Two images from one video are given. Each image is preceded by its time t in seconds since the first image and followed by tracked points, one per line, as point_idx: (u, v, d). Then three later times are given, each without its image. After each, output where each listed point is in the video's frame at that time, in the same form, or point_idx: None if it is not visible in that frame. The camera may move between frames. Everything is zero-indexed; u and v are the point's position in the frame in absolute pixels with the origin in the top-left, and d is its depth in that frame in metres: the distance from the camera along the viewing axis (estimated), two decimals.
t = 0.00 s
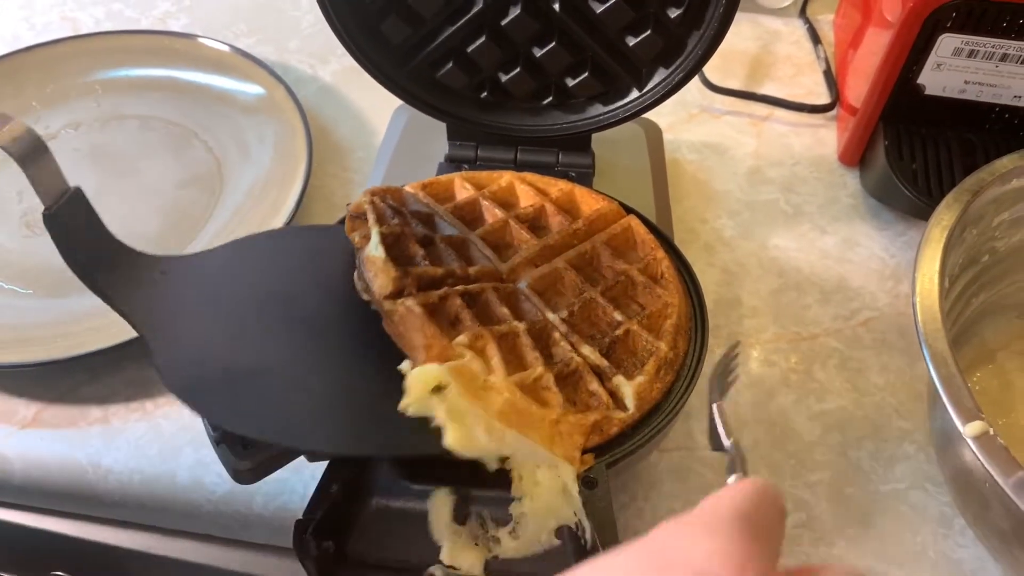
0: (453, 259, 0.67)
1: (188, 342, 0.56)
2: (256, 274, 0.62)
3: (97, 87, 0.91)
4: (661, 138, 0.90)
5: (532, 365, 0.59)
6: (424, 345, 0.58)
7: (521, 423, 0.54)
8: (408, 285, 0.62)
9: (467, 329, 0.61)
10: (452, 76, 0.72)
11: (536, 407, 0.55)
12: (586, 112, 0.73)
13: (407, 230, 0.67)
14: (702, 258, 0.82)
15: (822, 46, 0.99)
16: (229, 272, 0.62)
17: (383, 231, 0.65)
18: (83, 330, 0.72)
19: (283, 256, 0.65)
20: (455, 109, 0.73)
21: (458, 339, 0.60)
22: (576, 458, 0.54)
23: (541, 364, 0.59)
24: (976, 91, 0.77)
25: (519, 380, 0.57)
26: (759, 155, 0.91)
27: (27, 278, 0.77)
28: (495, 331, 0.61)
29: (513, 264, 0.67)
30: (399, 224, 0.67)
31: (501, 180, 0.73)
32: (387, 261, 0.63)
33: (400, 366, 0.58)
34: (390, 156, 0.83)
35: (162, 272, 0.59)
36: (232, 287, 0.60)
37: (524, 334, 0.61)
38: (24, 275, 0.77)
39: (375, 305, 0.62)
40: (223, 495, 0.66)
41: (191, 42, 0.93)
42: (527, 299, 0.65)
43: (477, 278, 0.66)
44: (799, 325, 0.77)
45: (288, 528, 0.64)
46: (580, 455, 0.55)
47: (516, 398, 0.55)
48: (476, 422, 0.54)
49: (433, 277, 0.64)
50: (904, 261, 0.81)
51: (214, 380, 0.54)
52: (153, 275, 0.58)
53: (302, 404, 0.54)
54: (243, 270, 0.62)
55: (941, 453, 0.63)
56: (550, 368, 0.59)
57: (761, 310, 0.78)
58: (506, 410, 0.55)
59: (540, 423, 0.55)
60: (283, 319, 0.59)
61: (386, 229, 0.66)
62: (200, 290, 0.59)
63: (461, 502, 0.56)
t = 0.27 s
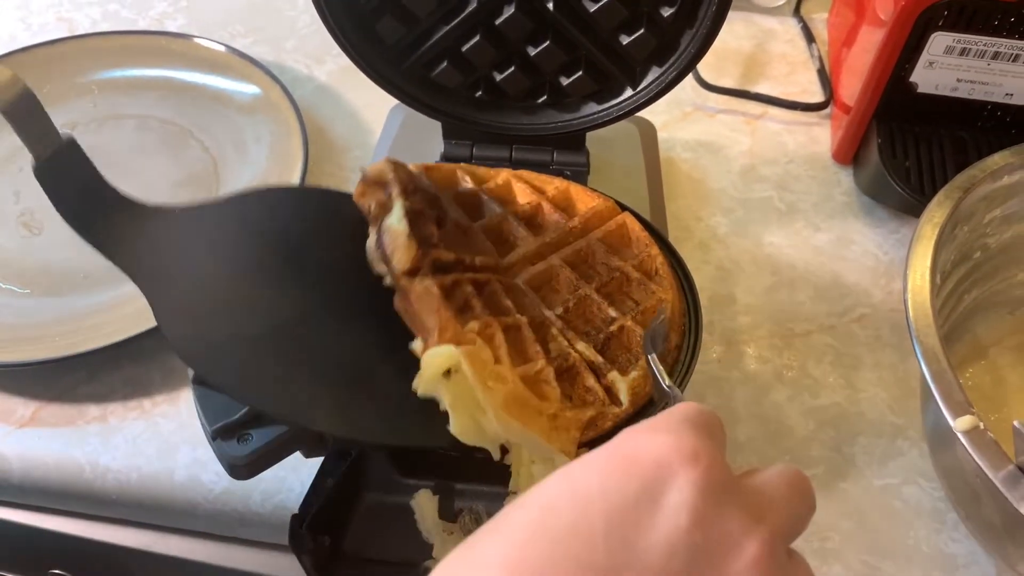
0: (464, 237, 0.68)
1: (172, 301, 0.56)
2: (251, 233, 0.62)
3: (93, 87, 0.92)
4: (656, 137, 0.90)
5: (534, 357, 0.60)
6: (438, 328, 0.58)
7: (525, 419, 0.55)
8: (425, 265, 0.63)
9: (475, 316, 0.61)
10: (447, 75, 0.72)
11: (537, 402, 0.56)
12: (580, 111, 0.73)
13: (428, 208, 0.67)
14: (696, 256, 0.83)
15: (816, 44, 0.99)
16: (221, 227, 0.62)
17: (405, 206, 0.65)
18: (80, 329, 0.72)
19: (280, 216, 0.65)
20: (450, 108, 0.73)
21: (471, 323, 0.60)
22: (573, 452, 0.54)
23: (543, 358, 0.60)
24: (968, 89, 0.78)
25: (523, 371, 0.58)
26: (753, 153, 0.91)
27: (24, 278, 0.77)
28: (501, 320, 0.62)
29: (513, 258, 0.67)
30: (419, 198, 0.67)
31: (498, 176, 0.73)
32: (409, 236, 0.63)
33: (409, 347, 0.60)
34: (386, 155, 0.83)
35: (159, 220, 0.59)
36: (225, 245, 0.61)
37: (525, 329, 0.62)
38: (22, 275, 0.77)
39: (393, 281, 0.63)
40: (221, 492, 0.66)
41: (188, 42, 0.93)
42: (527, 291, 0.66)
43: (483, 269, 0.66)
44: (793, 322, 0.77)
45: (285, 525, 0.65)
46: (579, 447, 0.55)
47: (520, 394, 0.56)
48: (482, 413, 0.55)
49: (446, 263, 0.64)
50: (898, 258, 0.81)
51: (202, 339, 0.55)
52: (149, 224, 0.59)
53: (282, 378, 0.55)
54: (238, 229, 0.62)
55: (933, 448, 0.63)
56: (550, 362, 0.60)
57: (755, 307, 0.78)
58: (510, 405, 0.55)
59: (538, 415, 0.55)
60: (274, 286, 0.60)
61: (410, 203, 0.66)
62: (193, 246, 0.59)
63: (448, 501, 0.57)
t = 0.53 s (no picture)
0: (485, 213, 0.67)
1: (172, 269, 0.59)
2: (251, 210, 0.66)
3: (99, 88, 0.92)
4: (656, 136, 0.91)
5: (544, 344, 0.61)
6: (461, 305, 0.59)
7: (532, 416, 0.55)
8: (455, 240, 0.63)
9: (495, 298, 0.61)
10: (451, 74, 0.73)
11: (547, 393, 0.57)
12: (582, 110, 0.74)
13: (454, 177, 0.65)
14: (696, 253, 0.84)
15: (814, 44, 1.00)
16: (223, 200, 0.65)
17: (437, 175, 0.64)
18: (89, 326, 0.73)
19: (279, 198, 0.69)
20: (453, 107, 0.74)
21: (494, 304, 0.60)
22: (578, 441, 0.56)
23: (551, 347, 0.60)
24: (964, 87, 0.79)
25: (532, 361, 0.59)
26: (752, 152, 0.92)
27: (33, 276, 0.78)
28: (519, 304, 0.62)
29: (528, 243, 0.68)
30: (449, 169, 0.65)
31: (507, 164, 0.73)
32: (440, 208, 0.63)
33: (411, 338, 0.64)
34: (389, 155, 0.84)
35: (166, 185, 0.63)
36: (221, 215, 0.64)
37: (541, 314, 0.62)
38: (30, 273, 0.78)
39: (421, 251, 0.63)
40: (230, 485, 0.67)
41: (193, 43, 0.94)
42: (537, 279, 0.66)
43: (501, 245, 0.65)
44: (792, 318, 0.78)
45: (293, 518, 0.66)
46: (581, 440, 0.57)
47: (529, 386, 0.57)
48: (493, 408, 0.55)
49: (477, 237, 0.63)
50: (895, 255, 0.83)
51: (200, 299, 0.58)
52: (156, 194, 0.62)
53: (277, 341, 0.58)
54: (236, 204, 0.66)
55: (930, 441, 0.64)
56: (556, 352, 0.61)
57: (755, 303, 0.79)
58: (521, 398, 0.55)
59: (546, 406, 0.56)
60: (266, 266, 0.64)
61: (442, 170, 0.64)
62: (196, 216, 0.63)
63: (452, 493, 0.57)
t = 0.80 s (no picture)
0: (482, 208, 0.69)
1: (209, 215, 0.49)
2: (238, 176, 0.53)
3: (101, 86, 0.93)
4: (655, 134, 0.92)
5: (552, 336, 0.61)
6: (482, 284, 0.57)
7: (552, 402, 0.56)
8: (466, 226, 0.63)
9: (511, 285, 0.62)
10: (452, 73, 0.74)
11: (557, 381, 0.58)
12: (583, 108, 0.75)
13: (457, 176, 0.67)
14: (696, 250, 0.84)
15: (812, 42, 1.01)
16: (204, 164, 0.51)
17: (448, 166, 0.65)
18: (92, 324, 0.74)
19: (270, 165, 0.56)
20: (455, 105, 0.74)
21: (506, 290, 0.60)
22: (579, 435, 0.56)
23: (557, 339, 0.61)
24: (960, 84, 0.80)
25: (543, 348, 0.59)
26: (750, 149, 0.93)
27: (36, 275, 0.78)
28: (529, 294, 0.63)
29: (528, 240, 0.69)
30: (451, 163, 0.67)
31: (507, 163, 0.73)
32: (455, 194, 0.63)
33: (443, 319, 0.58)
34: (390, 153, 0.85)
35: (154, 149, 0.49)
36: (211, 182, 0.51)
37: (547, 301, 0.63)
38: (33, 272, 0.79)
39: (438, 237, 0.62)
40: (234, 481, 0.68)
41: (195, 43, 0.95)
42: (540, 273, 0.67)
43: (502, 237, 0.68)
44: (791, 313, 0.79)
45: (297, 514, 0.66)
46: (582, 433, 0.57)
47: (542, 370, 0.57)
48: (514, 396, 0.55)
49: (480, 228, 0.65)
50: (893, 251, 0.83)
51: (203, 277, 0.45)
52: (142, 151, 0.49)
53: (341, 308, 0.51)
54: (220, 169, 0.52)
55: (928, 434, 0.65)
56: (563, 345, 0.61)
57: (754, 299, 0.80)
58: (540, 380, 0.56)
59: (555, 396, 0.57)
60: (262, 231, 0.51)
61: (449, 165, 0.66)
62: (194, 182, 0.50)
63: (454, 485, 0.55)
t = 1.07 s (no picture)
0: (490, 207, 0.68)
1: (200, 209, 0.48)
2: (230, 170, 0.53)
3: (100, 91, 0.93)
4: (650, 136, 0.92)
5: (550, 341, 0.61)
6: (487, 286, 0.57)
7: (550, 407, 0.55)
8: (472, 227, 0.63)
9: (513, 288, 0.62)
10: (448, 77, 0.74)
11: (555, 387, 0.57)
12: (579, 111, 0.75)
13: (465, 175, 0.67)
14: (692, 251, 0.85)
15: (806, 44, 1.02)
16: (200, 156, 0.51)
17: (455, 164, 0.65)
18: (92, 327, 0.74)
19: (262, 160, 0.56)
20: (452, 109, 0.75)
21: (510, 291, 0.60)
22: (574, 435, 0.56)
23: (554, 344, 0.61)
24: (953, 86, 0.80)
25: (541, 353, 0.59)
26: (746, 151, 0.93)
27: (36, 279, 0.79)
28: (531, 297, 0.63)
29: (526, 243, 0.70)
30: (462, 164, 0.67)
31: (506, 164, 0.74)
32: (462, 193, 0.63)
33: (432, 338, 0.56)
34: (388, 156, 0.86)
35: (153, 138, 0.49)
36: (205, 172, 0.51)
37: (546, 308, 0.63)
38: (32, 276, 0.79)
39: (446, 234, 0.62)
40: (233, 484, 0.68)
41: (193, 47, 0.95)
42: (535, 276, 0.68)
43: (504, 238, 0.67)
44: (786, 314, 0.79)
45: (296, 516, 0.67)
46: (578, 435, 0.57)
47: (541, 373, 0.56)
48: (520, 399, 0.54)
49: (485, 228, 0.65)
50: (887, 252, 0.84)
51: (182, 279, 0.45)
52: (145, 129, 0.49)
53: (336, 305, 0.51)
54: (213, 160, 0.52)
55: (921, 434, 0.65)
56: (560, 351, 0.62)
57: (749, 300, 0.80)
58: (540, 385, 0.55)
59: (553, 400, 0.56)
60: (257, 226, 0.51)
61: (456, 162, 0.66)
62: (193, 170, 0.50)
63: (451, 488, 0.57)
